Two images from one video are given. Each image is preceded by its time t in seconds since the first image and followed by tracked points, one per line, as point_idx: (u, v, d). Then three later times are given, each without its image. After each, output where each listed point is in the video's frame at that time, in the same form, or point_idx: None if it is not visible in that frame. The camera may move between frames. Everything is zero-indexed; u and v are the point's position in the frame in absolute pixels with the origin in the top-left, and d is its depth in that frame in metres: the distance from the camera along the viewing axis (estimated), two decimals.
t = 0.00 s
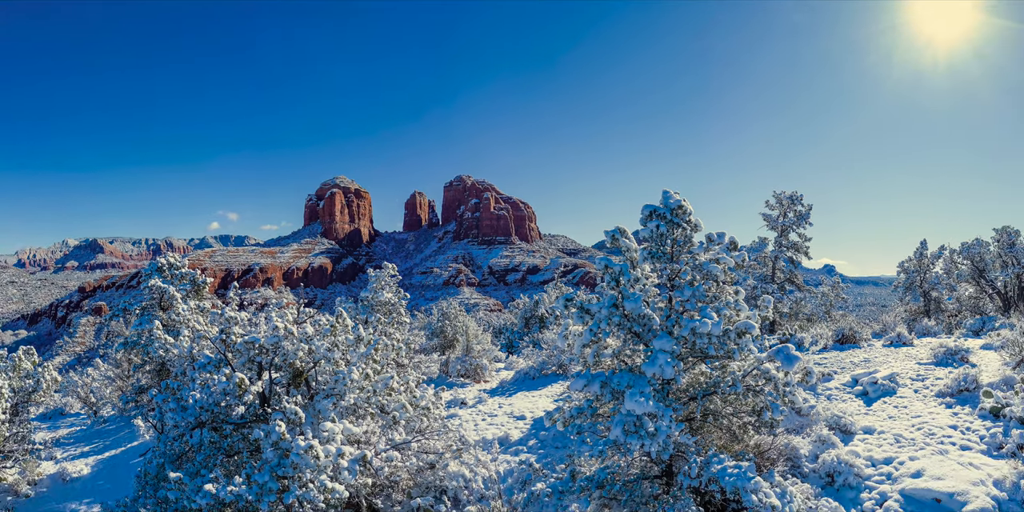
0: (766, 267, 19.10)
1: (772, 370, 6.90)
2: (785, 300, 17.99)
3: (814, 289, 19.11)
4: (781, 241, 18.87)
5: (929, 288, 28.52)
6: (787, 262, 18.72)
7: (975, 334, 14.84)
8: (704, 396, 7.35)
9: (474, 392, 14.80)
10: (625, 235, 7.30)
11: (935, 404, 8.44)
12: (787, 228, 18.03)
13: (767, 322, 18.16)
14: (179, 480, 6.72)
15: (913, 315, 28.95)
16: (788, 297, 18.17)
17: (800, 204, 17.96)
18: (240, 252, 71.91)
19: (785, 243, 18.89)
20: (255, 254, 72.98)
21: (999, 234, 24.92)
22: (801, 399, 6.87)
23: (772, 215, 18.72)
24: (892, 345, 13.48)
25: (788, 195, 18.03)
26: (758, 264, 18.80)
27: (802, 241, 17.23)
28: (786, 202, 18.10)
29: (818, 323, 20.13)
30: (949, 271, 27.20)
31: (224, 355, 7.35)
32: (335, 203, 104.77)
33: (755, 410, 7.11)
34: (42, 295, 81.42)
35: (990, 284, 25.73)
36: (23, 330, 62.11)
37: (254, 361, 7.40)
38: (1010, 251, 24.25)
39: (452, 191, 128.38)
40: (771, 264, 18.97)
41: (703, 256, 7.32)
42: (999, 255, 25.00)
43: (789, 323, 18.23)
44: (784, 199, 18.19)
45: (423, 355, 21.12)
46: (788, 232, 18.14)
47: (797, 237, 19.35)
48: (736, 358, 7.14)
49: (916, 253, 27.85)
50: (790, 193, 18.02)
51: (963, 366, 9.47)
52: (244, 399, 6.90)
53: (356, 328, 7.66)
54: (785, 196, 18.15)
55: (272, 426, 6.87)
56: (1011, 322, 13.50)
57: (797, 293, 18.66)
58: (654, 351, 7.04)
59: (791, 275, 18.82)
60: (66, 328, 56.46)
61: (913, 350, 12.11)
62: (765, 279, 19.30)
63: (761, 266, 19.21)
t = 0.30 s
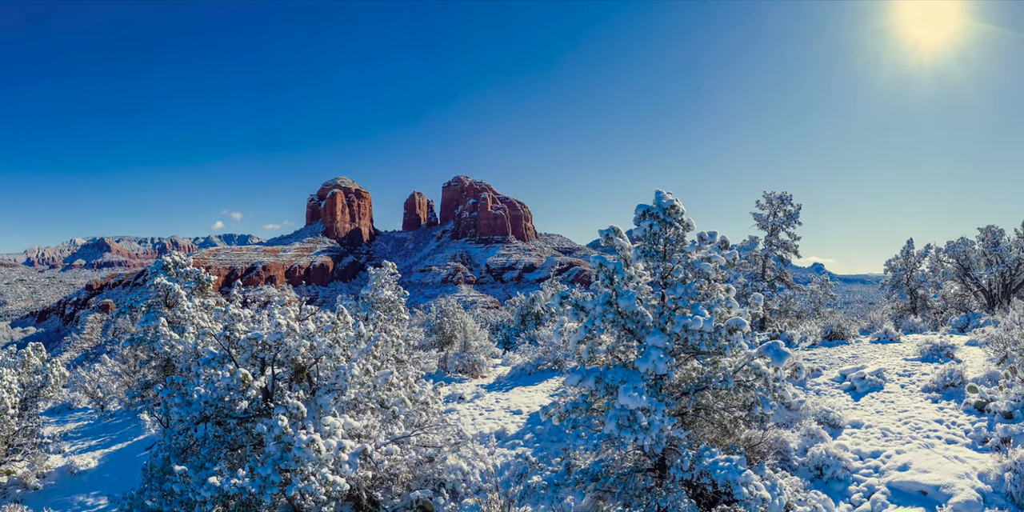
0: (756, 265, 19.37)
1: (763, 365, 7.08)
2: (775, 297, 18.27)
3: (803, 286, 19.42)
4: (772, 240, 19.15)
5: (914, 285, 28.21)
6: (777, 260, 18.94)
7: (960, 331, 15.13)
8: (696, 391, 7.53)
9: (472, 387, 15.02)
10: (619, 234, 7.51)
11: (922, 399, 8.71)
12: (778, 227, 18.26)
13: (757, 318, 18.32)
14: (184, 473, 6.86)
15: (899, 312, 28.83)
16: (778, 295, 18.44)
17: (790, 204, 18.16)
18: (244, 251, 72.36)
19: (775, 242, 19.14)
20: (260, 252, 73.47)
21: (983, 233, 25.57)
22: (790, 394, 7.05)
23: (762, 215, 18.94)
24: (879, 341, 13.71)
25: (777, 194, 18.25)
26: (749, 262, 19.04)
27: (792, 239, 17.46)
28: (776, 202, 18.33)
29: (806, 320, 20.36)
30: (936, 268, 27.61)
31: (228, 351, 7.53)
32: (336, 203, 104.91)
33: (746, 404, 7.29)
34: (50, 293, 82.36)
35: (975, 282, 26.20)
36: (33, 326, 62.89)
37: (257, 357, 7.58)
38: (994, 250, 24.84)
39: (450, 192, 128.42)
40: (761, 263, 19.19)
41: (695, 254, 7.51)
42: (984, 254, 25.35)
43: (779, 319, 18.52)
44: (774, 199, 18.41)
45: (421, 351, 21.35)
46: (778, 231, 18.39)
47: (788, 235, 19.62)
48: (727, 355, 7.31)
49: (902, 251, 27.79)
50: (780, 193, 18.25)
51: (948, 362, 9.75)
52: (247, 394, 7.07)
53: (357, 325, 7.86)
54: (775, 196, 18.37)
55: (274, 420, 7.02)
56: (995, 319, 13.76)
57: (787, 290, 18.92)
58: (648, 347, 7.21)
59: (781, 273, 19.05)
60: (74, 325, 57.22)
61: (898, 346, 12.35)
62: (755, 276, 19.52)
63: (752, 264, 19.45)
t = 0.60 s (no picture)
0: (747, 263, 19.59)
1: (753, 362, 7.25)
2: (765, 294, 18.52)
3: (793, 284, 19.67)
4: (762, 238, 19.37)
5: (902, 283, 28.80)
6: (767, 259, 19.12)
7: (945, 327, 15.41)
8: (688, 386, 7.71)
9: (469, 382, 15.24)
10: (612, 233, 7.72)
11: (908, 394, 8.92)
12: (768, 226, 18.46)
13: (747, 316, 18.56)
14: (189, 466, 7.01)
15: (885, 309, 29.11)
16: (768, 292, 18.69)
17: (779, 204, 18.36)
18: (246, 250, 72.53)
19: (766, 241, 19.33)
20: (262, 252, 73.59)
21: (968, 232, 25.72)
22: (780, 390, 7.22)
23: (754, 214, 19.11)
24: (867, 337, 13.93)
25: (767, 195, 18.43)
26: (739, 261, 19.25)
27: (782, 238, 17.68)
28: (766, 202, 18.52)
29: (795, 317, 20.65)
30: (921, 267, 27.94)
31: (231, 347, 7.69)
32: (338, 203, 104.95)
33: (737, 399, 7.45)
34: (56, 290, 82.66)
35: (960, 280, 26.42)
36: (41, 323, 63.21)
37: (260, 353, 7.75)
38: (979, 249, 25.05)
39: (450, 192, 128.27)
40: (752, 261, 19.35)
41: (687, 253, 7.69)
42: (969, 253, 25.52)
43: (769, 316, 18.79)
44: (764, 200, 18.60)
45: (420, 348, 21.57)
46: (769, 230, 18.60)
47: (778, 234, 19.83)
48: (719, 351, 7.46)
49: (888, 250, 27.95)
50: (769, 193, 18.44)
51: (934, 358, 9.97)
52: (250, 389, 7.26)
53: (357, 322, 8.06)
54: (765, 196, 18.55)
55: (277, 414, 7.16)
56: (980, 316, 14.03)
57: (776, 288, 19.16)
58: (641, 343, 7.36)
59: (771, 272, 19.09)
60: (81, 321, 57.58)
61: (886, 343, 12.55)
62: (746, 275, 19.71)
63: (743, 262, 19.66)
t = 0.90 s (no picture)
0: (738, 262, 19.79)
1: (744, 358, 7.44)
2: (757, 292, 18.76)
3: (783, 283, 19.91)
4: (755, 236, 19.54)
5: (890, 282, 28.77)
6: (758, 257, 19.31)
7: (932, 324, 15.70)
8: (681, 382, 7.90)
9: (467, 378, 15.46)
10: (607, 233, 7.90)
11: (896, 390, 9.14)
12: (759, 225, 18.63)
13: (739, 313, 18.78)
14: (193, 460, 7.16)
15: (874, 306, 29.37)
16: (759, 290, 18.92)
17: (770, 204, 18.55)
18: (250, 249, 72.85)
19: (757, 239, 19.46)
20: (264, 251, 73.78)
21: (955, 231, 25.91)
22: (770, 385, 7.39)
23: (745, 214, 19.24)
24: (855, 334, 14.16)
25: (759, 194, 18.62)
26: (730, 259, 19.46)
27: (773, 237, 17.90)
28: (757, 201, 18.71)
29: (786, 314, 20.90)
30: (909, 265, 28.18)
31: (235, 344, 7.86)
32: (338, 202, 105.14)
33: (729, 394, 7.64)
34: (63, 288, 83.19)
35: (946, 278, 26.62)
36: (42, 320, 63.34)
37: (263, 350, 7.94)
38: (965, 248, 25.30)
39: (450, 192, 127.56)
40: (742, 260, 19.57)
41: (680, 252, 7.89)
42: (955, 251, 25.81)
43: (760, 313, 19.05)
44: (754, 199, 18.79)
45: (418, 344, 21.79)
46: (760, 229, 18.81)
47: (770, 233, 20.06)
48: (711, 347, 7.64)
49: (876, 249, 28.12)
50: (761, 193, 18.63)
51: (921, 355, 10.20)
52: (253, 384, 7.43)
53: (358, 319, 8.27)
54: (756, 196, 18.74)
55: (279, 410, 7.31)
56: (965, 313, 14.31)
57: (767, 286, 19.40)
58: (635, 340, 7.54)
59: (762, 270, 19.33)
60: (89, 318, 58.03)
61: (874, 339, 12.76)
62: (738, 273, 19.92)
63: (735, 260, 19.86)
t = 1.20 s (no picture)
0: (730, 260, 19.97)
1: (735, 354, 7.61)
2: (748, 290, 18.98)
3: (774, 281, 20.11)
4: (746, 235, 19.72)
5: (878, 280, 28.66)
6: (749, 256, 19.51)
7: (920, 321, 15.92)
8: (674, 378, 8.08)
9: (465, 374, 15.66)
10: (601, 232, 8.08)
11: (884, 385, 9.34)
12: (751, 224, 18.81)
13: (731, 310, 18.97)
14: (197, 455, 7.33)
15: (862, 304, 29.60)
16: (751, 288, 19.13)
17: (761, 204, 18.74)
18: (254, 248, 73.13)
19: (749, 238, 19.65)
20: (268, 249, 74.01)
21: (941, 230, 26.02)
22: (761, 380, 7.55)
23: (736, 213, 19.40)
24: (844, 331, 14.36)
25: (750, 194, 18.80)
26: (722, 258, 19.66)
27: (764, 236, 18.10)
28: (748, 201, 18.89)
29: (778, 312, 21.13)
30: (897, 264, 28.20)
31: (238, 340, 8.04)
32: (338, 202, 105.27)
33: (721, 390, 7.81)
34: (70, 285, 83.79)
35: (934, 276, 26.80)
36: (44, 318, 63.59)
37: (266, 346, 8.13)
38: (952, 246, 25.47)
39: (450, 192, 127.74)
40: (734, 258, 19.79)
41: (673, 251, 8.08)
42: (942, 250, 25.95)
43: (752, 311, 19.27)
44: (745, 199, 18.98)
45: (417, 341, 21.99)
46: (752, 228, 19.00)
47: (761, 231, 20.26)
48: (704, 344, 7.80)
49: (864, 247, 28.24)
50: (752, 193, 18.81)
51: (908, 351, 10.42)
52: (256, 380, 7.61)
53: (358, 316, 8.46)
54: (747, 195, 18.93)
55: (281, 405, 7.46)
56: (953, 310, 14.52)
57: (758, 284, 19.59)
58: (629, 336, 7.70)
59: (753, 268, 19.54)
60: (97, 314, 58.59)
61: (863, 336, 12.97)
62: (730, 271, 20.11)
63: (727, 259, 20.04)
